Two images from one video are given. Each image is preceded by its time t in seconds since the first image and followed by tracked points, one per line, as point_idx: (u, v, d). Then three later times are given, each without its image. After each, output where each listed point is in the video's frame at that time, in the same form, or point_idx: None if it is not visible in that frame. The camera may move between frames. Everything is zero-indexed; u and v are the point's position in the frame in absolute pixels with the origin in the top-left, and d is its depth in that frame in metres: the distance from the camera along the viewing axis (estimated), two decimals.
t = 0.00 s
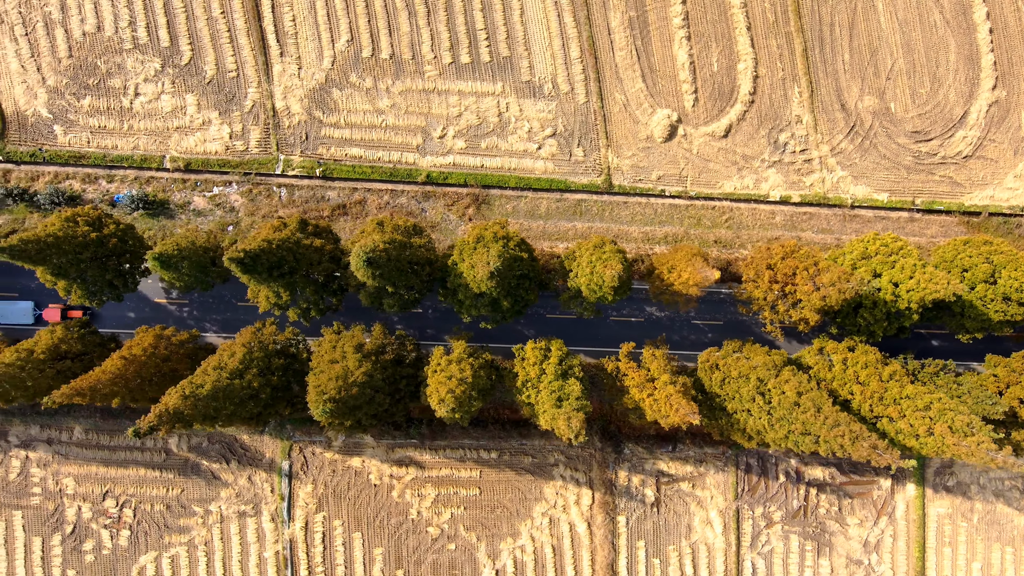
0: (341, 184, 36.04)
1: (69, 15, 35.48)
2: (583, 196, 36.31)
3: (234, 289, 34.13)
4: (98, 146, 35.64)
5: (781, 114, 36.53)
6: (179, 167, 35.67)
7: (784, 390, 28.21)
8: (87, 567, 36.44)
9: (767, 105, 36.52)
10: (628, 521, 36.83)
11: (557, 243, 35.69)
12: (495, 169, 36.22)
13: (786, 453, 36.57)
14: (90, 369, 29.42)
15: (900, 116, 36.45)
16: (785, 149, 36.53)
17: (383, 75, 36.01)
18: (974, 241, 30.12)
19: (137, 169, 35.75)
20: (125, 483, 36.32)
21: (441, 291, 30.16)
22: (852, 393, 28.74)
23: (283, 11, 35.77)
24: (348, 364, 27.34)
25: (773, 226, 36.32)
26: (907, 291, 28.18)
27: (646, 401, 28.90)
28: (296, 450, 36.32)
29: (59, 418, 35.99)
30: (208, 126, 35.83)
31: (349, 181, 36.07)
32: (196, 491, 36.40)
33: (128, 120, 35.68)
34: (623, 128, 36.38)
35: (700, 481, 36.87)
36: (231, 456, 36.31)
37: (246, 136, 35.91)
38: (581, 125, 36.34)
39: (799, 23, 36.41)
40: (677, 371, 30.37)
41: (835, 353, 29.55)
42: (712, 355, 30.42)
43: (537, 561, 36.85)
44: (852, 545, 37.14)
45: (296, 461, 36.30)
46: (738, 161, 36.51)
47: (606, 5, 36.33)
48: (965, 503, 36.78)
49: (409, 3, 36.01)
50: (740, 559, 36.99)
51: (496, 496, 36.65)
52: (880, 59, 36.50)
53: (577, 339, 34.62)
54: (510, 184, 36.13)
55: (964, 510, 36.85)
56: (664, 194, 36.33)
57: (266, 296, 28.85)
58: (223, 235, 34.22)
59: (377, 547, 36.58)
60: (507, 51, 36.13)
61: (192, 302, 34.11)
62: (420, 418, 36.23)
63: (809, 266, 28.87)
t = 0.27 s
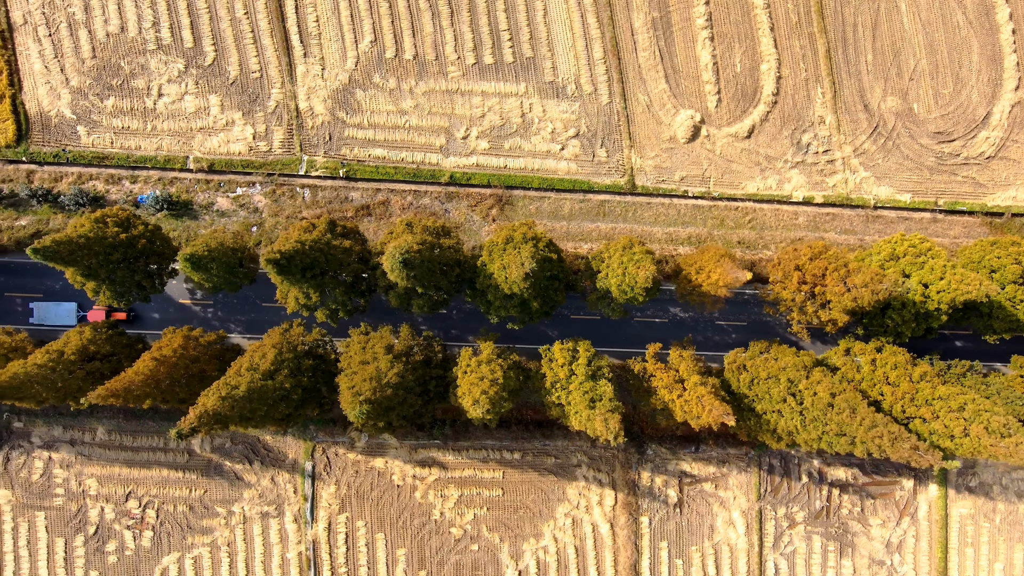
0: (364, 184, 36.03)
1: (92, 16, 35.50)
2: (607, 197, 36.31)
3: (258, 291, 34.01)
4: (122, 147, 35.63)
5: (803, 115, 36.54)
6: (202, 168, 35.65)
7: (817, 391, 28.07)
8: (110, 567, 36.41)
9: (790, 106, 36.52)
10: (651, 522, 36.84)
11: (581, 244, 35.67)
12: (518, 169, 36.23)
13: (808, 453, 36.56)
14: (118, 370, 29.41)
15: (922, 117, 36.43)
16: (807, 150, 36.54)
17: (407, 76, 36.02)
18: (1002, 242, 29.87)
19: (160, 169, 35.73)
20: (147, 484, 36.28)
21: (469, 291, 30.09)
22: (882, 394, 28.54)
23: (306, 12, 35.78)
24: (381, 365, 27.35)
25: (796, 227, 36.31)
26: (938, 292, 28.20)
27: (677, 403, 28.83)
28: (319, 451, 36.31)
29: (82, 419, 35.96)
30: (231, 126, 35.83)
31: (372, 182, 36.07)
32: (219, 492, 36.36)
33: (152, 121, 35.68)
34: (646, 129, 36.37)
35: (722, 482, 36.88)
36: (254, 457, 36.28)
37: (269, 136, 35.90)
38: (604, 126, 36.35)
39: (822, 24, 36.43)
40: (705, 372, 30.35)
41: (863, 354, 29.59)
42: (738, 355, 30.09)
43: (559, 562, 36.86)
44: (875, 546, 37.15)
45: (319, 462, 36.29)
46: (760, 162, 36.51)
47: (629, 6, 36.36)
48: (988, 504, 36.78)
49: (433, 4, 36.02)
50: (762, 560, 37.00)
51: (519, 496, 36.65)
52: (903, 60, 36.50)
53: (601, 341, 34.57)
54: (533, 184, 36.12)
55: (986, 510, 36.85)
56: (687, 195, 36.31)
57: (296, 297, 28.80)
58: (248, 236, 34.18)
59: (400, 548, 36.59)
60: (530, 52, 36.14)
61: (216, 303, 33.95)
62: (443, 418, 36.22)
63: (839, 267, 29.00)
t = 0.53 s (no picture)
0: (387, 185, 36.03)
1: (116, 16, 35.49)
2: (630, 197, 36.31)
3: (283, 290, 34.01)
4: (145, 147, 35.62)
5: (826, 116, 36.53)
6: (226, 168, 35.65)
7: (851, 392, 28.29)
8: (133, 568, 36.40)
9: (813, 106, 36.52)
10: (674, 522, 36.85)
11: (605, 244, 35.69)
12: (542, 170, 36.23)
13: (831, 453, 36.56)
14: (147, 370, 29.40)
15: (945, 117, 36.39)
16: (830, 151, 36.50)
17: (430, 76, 36.01)
18: None
19: (184, 170, 35.72)
20: (170, 485, 36.26)
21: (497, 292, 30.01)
22: (912, 394, 28.53)
23: (330, 12, 35.79)
24: (413, 365, 27.45)
25: (820, 227, 36.28)
26: (968, 292, 28.20)
27: (708, 403, 28.89)
28: (342, 451, 36.30)
29: (105, 419, 35.96)
30: (255, 127, 35.82)
31: (395, 182, 36.06)
32: (242, 493, 36.33)
33: (175, 121, 35.67)
34: (669, 129, 36.38)
35: (745, 482, 36.88)
36: (277, 457, 36.26)
37: (292, 136, 35.89)
38: (627, 126, 36.36)
39: (845, 24, 36.45)
40: (733, 372, 30.33)
41: (890, 355, 29.62)
42: (765, 356, 30.12)
43: (582, 562, 36.86)
44: (897, 546, 37.15)
45: (343, 463, 36.27)
46: (783, 162, 36.51)
47: (652, 6, 36.38)
48: (1011, 504, 36.73)
49: (456, 4, 36.03)
50: (785, 560, 36.98)
51: (542, 497, 36.66)
52: (926, 60, 36.49)
53: (625, 341, 34.56)
54: (556, 185, 36.11)
55: (1009, 511, 36.80)
56: (710, 195, 36.31)
57: (325, 297, 28.74)
58: (272, 236, 34.16)
59: (423, 548, 36.58)
60: (554, 52, 36.15)
61: (240, 303, 33.95)
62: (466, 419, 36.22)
63: (869, 267, 28.86)
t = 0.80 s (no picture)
0: (411, 185, 36.05)
1: (140, 16, 35.49)
2: (653, 197, 36.35)
3: (308, 290, 34.00)
4: (169, 147, 35.61)
5: (849, 116, 36.54)
6: (250, 168, 35.64)
7: (885, 392, 28.15)
8: (156, 568, 36.35)
9: (837, 106, 36.52)
10: (697, 522, 36.84)
11: (629, 244, 35.72)
12: (565, 170, 36.24)
13: (854, 453, 36.56)
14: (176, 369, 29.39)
15: (968, 117, 36.38)
16: (853, 151, 36.51)
17: (454, 76, 36.02)
18: None
19: (207, 170, 35.72)
20: (194, 485, 36.20)
21: (524, 292, 29.94)
22: (943, 393, 28.50)
23: (354, 12, 35.80)
24: (446, 364, 27.32)
25: (843, 227, 36.30)
26: (999, 292, 28.26)
27: (742, 403, 28.43)
28: (366, 451, 36.28)
29: (129, 419, 35.93)
30: (278, 126, 35.82)
31: (419, 182, 36.07)
32: (265, 493, 36.29)
33: (199, 121, 35.66)
34: (692, 129, 36.39)
35: (768, 482, 36.88)
36: (300, 457, 36.22)
37: (316, 136, 35.90)
38: (650, 126, 36.36)
39: (868, 24, 36.49)
40: (761, 372, 30.20)
41: (919, 354, 29.64)
42: (792, 356, 30.07)
43: (605, 562, 36.85)
44: (920, 546, 37.14)
45: (366, 462, 36.27)
46: (806, 162, 36.51)
47: (675, 7, 36.40)
48: None
49: (480, 4, 36.03)
50: (808, 560, 36.96)
51: (565, 497, 36.65)
52: (949, 60, 36.48)
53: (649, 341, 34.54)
54: (579, 184, 36.12)
55: None
56: (733, 195, 36.33)
57: (354, 297, 28.74)
58: (297, 235, 34.15)
59: (446, 548, 36.55)
60: (577, 52, 36.16)
61: (265, 303, 33.98)
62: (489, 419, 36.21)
63: (898, 267, 28.88)
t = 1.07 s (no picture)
0: (434, 184, 36.05)
1: (164, 15, 35.49)
2: (676, 196, 36.36)
3: (332, 289, 34.03)
4: (193, 147, 35.60)
5: (872, 115, 36.52)
6: (274, 168, 35.63)
7: (918, 391, 28.16)
8: (179, 568, 36.30)
9: (859, 105, 36.51)
10: (720, 522, 36.83)
11: (653, 244, 35.72)
12: (589, 169, 36.23)
13: (877, 452, 36.55)
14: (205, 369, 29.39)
15: (991, 116, 36.36)
16: (876, 150, 36.49)
17: (477, 75, 36.00)
18: None
19: (231, 169, 35.71)
20: (217, 485, 36.19)
21: (552, 292, 29.89)
22: (975, 392, 28.40)
23: (378, 12, 35.80)
24: (480, 364, 27.12)
25: (866, 227, 36.29)
26: None
27: (773, 402, 28.42)
28: (389, 451, 36.27)
29: (152, 419, 35.89)
30: (302, 126, 35.80)
31: (442, 182, 36.08)
32: (289, 492, 36.28)
33: (223, 120, 35.64)
34: (715, 129, 36.37)
35: (791, 481, 36.87)
36: (324, 457, 36.22)
37: (339, 136, 35.89)
38: (674, 125, 36.34)
39: (891, 24, 36.48)
40: (788, 371, 30.21)
41: (947, 354, 29.60)
42: (819, 356, 30.09)
43: (628, 561, 36.84)
44: (942, 545, 37.13)
45: (389, 462, 36.26)
46: (829, 162, 36.48)
47: (699, 6, 36.39)
48: None
49: (504, 4, 36.02)
50: (831, 560, 36.97)
51: (588, 496, 36.65)
52: (972, 60, 36.48)
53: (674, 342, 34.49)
54: (603, 184, 36.11)
55: None
56: (757, 195, 36.34)
57: (384, 296, 28.74)
58: (322, 235, 34.15)
59: (469, 548, 36.53)
60: (600, 52, 36.14)
61: (290, 302, 34.00)
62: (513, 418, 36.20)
63: (929, 266, 28.79)
